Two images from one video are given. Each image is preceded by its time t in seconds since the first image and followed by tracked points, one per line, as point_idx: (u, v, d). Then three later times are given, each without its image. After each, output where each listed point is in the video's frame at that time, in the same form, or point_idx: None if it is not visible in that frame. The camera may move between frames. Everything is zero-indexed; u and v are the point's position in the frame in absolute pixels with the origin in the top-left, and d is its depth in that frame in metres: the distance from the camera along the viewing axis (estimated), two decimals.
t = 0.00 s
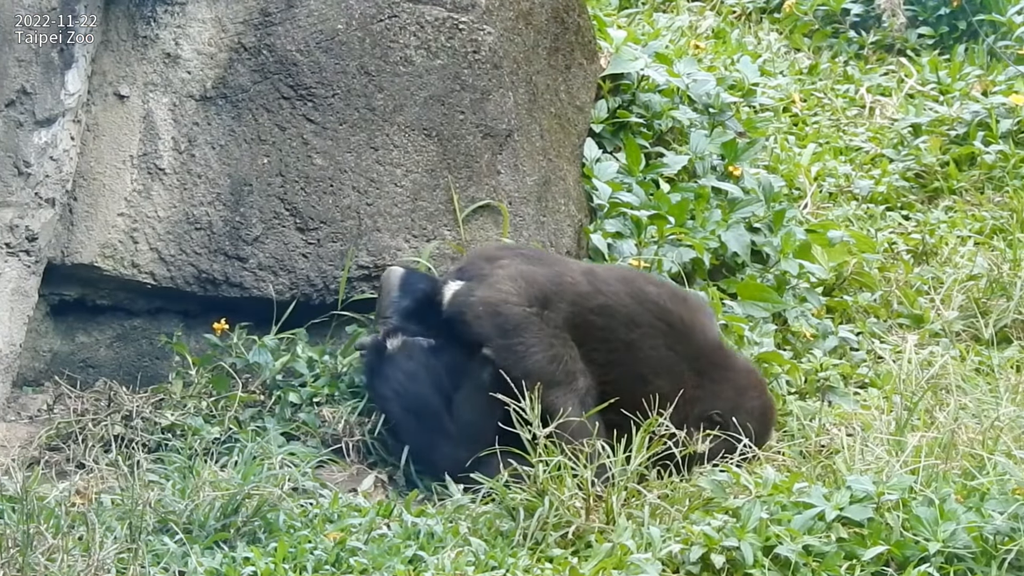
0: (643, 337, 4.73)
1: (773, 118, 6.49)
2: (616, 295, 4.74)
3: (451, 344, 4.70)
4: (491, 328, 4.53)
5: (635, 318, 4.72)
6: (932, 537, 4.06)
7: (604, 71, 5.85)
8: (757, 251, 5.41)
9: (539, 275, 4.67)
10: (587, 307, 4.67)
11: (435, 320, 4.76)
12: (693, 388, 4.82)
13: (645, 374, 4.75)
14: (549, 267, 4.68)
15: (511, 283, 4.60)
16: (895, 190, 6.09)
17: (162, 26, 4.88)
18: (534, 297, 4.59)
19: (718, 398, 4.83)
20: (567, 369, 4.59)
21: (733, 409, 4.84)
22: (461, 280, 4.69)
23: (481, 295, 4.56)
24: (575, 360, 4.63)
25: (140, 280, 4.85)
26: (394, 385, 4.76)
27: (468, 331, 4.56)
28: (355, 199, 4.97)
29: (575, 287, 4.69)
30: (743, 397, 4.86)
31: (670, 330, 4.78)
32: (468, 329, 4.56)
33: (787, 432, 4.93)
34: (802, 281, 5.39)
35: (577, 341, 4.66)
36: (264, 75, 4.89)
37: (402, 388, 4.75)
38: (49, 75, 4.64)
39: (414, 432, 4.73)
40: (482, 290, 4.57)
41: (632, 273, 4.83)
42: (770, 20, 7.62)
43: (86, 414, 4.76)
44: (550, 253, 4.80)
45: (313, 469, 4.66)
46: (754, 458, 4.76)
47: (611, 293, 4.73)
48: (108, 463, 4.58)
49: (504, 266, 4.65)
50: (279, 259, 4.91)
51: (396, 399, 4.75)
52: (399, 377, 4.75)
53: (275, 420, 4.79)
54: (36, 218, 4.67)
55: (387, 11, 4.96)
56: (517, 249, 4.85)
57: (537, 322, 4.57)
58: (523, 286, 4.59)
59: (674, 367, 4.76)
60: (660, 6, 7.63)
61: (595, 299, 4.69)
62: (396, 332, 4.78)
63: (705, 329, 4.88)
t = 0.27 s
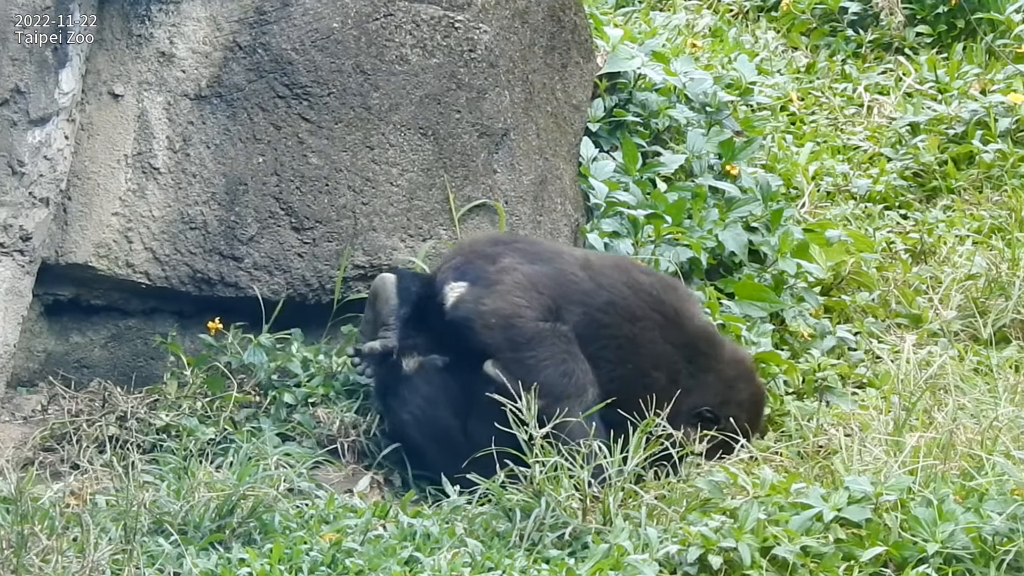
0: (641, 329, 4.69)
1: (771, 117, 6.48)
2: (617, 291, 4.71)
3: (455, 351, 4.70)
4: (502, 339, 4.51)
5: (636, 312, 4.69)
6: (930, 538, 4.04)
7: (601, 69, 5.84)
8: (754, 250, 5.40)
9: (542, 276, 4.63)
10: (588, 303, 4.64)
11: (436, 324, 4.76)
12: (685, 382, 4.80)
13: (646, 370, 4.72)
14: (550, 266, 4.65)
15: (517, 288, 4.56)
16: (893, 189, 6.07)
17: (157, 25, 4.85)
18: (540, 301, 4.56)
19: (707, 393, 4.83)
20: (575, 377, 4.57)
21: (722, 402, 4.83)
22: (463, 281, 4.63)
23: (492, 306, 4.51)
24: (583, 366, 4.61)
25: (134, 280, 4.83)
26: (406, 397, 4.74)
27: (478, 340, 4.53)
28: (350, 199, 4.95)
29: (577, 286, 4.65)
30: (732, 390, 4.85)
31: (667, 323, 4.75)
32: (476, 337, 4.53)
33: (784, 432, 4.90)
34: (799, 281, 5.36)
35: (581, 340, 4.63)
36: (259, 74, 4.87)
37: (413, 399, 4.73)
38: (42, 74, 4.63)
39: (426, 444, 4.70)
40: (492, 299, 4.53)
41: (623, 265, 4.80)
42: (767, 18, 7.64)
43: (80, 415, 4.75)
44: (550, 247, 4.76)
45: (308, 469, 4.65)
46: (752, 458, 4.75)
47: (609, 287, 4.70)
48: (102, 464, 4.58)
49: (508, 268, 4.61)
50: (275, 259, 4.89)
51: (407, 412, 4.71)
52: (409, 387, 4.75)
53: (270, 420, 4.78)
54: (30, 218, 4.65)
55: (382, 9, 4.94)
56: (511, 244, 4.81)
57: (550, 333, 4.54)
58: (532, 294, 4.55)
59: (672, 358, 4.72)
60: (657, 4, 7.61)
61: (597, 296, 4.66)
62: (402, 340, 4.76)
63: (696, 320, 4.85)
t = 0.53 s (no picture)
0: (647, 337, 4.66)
1: (767, 114, 6.45)
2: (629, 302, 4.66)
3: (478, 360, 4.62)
4: (547, 350, 4.40)
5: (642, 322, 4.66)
6: (928, 537, 4.01)
7: (596, 67, 5.84)
8: (750, 248, 5.38)
9: (579, 284, 4.55)
10: (616, 315, 4.57)
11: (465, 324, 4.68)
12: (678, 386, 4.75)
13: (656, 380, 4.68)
14: (582, 274, 4.56)
15: (564, 297, 4.48)
16: (890, 187, 6.04)
17: (150, 22, 4.84)
18: (591, 312, 4.47)
19: (697, 396, 4.78)
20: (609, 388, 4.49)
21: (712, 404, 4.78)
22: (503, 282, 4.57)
23: (542, 313, 4.41)
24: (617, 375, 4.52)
25: (128, 279, 4.81)
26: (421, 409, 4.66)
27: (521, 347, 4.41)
28: (345, 196, 4.93)
29: (606, 296, 4.59)
30: (721, 392, 4.82)
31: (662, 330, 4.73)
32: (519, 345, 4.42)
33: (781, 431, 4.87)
34: (796, 279, 5.32)
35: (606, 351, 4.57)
36: (253, 71, 4.85)
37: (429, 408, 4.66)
38: (35, 72, 4.61)
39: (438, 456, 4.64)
40: (542, 305, 4.43)
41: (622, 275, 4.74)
42: (763, 15, 7.61)
43: (73, 414, 4.74)
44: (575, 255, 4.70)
45: (303, 469, 4.64)
46: (749, 457, 4.72)
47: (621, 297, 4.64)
48: (96, 463, 4.57)
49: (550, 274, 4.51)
50: (269, 257, 4.87)
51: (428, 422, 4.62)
52: (423, 397, 4.67)
53: (264, 419, 4.76)
54: (24, 216, 4.63)
55: (377, 7, 4.91)
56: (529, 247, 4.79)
57: (595, 346, 4.44)
58: (581, 303, 4.47)
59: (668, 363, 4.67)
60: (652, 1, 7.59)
61: (622, 308, 4.60)
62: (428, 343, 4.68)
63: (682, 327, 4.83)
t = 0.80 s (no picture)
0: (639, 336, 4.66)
1: (768, 110, 6.43)
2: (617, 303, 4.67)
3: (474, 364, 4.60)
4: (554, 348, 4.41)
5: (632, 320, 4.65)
6: (929, 535, 3.98)
7: (596, 63, 5.80)
8: (751, 245, 5.35)
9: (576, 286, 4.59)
10: (614, 314, 4.59)
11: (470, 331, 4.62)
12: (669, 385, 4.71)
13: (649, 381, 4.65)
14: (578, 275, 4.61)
15: (566, 296, 4.53)
16: (891, 183, 6.02)
17: (148, 18, 4.80)
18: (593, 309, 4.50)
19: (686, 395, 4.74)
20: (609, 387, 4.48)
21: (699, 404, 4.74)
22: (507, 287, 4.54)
23: (548, 312, 4.43)
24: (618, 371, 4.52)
25: (125, 276, 4.80)
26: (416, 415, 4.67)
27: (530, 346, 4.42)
28: (343, 193, 4.90)
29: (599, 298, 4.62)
30: (711, 392, 4.78)
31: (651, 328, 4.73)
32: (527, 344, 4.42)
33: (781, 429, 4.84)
34: (797, 276, 5.30)
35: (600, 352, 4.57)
36: (251, 67, 4.83)
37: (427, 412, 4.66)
38: (33, 68, 4.57)
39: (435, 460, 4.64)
40: (547, 303, 4.45)
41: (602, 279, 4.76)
42: (764, 11, 7.62)
43: (70, 412, 4.72)
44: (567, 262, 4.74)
45: (301, 467, 4.62)
46: (749, 455, 4.70)
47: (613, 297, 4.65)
48: (94, 461, 4.55)
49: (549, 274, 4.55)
50: (267, 254, 4.84)
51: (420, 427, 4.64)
52: (420, 403, 4.68)
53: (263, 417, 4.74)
54: (21, 213, 4.58)
55: (375, 2, 4.89)
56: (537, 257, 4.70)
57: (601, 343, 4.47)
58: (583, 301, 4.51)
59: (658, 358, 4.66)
60: None
61: (618, 308, 4.62)
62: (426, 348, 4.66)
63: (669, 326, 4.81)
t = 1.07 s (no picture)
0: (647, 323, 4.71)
1: (787, 106, 6.41)
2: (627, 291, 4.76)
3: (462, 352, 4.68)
4: (535, 321, 4.53)
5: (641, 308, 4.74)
6: (949, 532, 3.97)
7: (614, 58, 5.81)
8: (770, 241, 5.31)
9: (564, 265, 4.71)
10: (602, 295, 4.69)
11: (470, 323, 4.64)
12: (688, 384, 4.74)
13: (657, 365, 4.70)
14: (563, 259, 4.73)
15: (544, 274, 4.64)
16: (911, 178, 5.99)
17: (164, 13, 4.76)
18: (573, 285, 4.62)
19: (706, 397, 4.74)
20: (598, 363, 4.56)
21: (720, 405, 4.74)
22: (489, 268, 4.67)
23: (527, 285, 4.57)
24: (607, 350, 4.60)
25: (142, 272, 4.78)
26: (408, 403, 4.73)
27: (509, 322, 4.52)
28: (361, 189, 4.89)
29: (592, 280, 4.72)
30: (731, 395, 4.77)
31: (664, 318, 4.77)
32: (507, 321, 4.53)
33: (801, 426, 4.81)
34: (817, 272, 5.27)
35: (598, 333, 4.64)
36: (268, 63, 4.81)
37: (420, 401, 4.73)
38: (49, 63, 4.54)
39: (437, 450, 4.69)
40: (526, 278, 4.59)
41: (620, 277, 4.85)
42: (783, 6, 7.61)
43: (87, 408, 4.72)
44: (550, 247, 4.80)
45: (318, 464, 4.63)
46: (769, 452, 4.68)
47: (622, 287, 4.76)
48: (111, 458, 4.54)
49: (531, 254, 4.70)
50: (284, 250, 4.83)
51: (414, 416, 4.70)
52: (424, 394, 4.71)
53: (281, 414, 4.74)
54: (37, 208, 4.58)
55: None
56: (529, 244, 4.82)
57: (583, 317, 4.57)
58: (562, 275, 4.64)
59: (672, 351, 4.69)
60: None
61: (610, 291, 4.72)
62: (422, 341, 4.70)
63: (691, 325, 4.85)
